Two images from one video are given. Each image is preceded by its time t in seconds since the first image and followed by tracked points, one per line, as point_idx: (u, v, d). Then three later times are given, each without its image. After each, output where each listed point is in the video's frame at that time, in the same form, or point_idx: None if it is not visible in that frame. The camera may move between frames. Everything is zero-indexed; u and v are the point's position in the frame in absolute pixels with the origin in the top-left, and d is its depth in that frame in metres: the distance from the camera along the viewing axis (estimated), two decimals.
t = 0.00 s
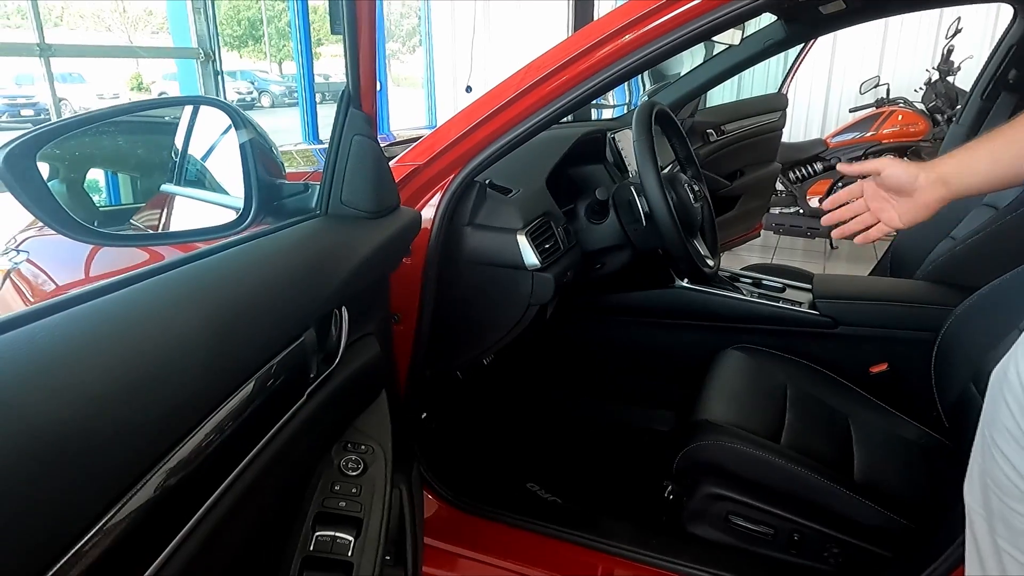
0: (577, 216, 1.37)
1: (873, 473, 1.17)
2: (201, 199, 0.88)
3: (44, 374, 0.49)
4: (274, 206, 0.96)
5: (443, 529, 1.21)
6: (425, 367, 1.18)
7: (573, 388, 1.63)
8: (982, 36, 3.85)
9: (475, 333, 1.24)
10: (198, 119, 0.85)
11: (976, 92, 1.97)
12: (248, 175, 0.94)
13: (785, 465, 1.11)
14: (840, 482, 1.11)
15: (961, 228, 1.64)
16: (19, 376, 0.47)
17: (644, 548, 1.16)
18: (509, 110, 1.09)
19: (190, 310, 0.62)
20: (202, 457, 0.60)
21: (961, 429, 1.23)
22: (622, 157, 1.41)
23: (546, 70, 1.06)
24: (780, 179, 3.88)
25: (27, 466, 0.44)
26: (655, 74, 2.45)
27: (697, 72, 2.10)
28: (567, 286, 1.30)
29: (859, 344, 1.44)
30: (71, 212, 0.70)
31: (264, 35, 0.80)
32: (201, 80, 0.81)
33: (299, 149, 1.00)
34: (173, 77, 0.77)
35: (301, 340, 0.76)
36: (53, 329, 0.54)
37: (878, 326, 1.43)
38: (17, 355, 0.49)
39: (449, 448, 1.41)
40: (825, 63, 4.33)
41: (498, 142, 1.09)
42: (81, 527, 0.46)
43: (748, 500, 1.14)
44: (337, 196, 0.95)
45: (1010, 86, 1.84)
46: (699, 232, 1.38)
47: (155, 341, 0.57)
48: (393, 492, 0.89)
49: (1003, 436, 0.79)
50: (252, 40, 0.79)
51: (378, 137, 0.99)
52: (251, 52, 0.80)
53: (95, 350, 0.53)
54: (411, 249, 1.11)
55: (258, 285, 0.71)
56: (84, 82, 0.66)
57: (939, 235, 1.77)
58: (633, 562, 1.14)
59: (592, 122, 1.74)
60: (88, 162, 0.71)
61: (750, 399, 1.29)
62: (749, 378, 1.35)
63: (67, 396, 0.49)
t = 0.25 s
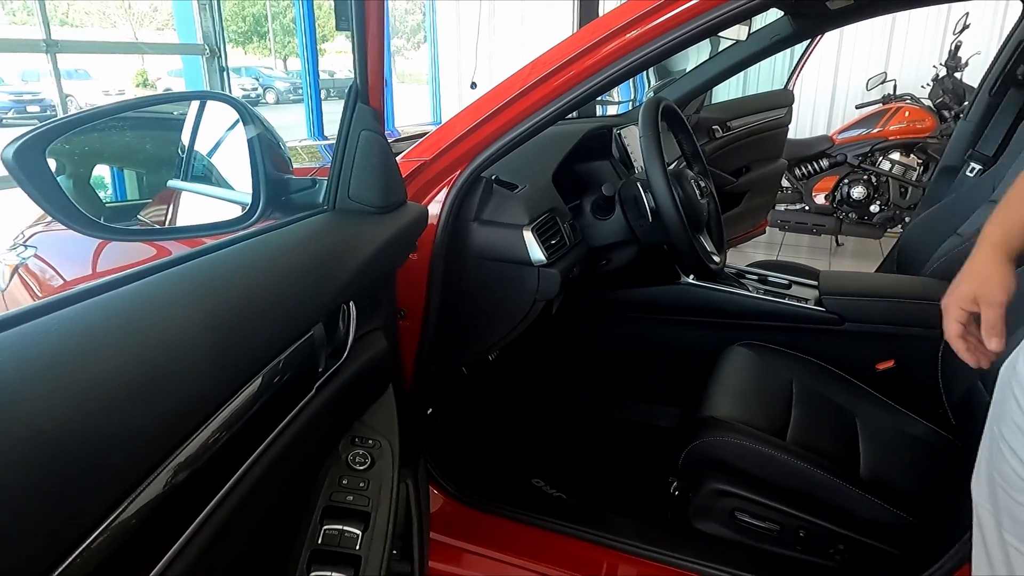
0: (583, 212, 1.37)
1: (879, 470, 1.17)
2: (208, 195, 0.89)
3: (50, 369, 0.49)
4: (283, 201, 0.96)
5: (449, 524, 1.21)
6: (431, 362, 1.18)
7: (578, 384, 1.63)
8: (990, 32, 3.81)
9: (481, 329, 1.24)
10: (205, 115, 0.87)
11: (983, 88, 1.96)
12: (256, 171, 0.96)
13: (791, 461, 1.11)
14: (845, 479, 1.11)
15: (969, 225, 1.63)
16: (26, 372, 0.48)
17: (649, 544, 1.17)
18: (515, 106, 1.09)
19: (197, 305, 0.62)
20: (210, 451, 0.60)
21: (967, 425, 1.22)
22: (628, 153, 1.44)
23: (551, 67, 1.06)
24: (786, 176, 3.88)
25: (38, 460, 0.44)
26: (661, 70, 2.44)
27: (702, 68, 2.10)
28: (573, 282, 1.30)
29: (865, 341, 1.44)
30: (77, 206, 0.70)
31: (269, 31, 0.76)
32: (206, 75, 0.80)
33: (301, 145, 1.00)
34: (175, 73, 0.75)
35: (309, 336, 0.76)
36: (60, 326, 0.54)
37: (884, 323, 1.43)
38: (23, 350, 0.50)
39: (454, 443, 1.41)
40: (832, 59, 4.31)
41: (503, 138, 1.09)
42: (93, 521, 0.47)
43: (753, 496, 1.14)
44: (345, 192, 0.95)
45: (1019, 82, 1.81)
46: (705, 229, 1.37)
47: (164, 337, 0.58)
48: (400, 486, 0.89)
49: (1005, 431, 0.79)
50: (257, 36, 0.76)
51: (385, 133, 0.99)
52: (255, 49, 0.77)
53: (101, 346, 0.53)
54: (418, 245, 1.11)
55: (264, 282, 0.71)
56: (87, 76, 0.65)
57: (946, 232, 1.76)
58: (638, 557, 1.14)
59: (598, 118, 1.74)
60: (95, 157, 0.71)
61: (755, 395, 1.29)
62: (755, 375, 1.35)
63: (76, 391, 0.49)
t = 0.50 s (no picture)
0: (590, 213, 1.37)
1: (886, 472, 1.17)
2: (216, 196, 0.90)
3: (66, 367, 0.50)
4: (295, 202, 0.97)
5: (456, 524, 1.22)
6: (438, 362, 1.19)
7: (585, 385, 1.64)
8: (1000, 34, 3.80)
9: (488, 330, 1.25)
10: (216, 118, 0.88)
11: (993, 91, 1.95)
12: (266, 171, 0.96)
13: (798, 462, 1.12)
14: (853, 481, 1.11)
15: (978, 227, 1.63)
16: (40, 369, 0.49)
17: (655, 544, 1.17)
18: (523, 109, 1.09)
19: (208, 306, 0.63)
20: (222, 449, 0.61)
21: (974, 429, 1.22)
22: (635, 155, 1.44)
23: (559, 70, 1.07)
24: (794, 177, 3.88)
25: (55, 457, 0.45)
26: (669, 72, 2.44)
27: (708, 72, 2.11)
28: (580, 283, 1.31)
29: (873, 343, 1.44)
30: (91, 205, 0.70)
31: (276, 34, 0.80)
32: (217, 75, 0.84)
33: (310, 147, 1.02)
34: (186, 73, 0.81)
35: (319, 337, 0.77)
36: (75, 325, 0.55)
37: (892, 325, 1.42)
38: (42, 350, 0.51)
39: (461, 443, 1.42)
40: (841, 60, 4.30)
41: (511, 141, 1.10)
42: (107, 517, 0.47)
43: (760, 497, 1.14)
44: (355, 193, 0.96)
45: None
46: (713, 231, 1.38)
47: (175, 337, 0.58)
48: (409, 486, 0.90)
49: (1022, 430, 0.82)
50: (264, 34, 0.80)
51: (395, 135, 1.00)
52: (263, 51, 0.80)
53: (116, 344, 0.54)
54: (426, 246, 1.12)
55: (274, 283, 0.72)
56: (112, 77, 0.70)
57: (956, 234, 1.76)
58: (644, 558, 1.15)
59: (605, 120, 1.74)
60: (107, 158, 0.72)
61: (763, 397, 1.29)
62: (762, 377, 1.35)
63: (94, 388, 0.50)
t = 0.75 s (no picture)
0: (594, 212, 1.38)
1: (888, 470, 1.17)
2: (224, 194, 0.92)
3: (77, 363, 0.52)
4: (303, 199, 0.98)
5: (462, 519, 1.23)
6: (444, 359, 1.20)
7: (589, 382, 1.65)
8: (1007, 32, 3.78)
9: (493, 327, 1.26)
10: (224, 117, 0.90)
11: (998, 89, 1.95)
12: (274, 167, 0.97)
13: (800, 459, 1.12)
14: (855, 478, 1.11)
15: (983, 226, 1.63)
16: (52, 366, 0.51)
17: (658, 540, 1.18)
18: (527, 108, 1.10)
19: (215, 302, 0.65)
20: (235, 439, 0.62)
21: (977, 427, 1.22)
22: (639, 154, 1.43)
23: (564, 69, 1.08)
24: (799, 176, 3.88)
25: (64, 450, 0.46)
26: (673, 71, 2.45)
27: (716, 69, 2.12)
28: (584, 281, 1.31)
29: (876, 342, 1.44)
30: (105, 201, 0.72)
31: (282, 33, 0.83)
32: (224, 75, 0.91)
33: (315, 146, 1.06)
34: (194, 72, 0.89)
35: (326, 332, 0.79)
36: (85, 322, 0.57)
37: (895, 324, 1.43)
38: (52, 348, 0.52)
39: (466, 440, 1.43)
40: (846, 59, 4.29)
41: (516, 140, 1.11)
42: (122, 506, 0.49)
43: (762, 494, 1.14)
44: (362, 191, 0.97)
45: None
46: (716, 229, 1.38)
47: (185, 333, 0.60)
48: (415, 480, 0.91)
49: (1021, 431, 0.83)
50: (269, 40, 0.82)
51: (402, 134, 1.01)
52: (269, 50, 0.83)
53: (127, 341, 0.56)
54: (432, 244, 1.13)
55: (278, 280, 0.73)
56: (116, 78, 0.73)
57: (960, 233, 1.76)
58: (647, 553, 1.16)
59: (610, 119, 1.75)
60: (117, 156, 0.74)
61: (765, 395, 1.29)
62: (765, 375, 1.35)
63: (105, 383, 0.52)
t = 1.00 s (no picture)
0: (597, 212, 1.40)
1: (888, 468, 1.19)
2: (232, 195, 0.92)
3: (88, 361, 0.54)
4: (311, 199, 1.00)
5: (466, 516, 1.25)
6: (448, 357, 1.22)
7: (591, 381, 1.66)
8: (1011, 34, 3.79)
9: (497, 326, 1.27)
10: (231, 118, 0.91)
11: (1000, 91, 1.96)
12: (283, 168, 0.99)
13: (800, 456, 1.14)
14: (855, 477, 1.13)
15: (984, 227, 1.64)
16: (65, 364, 0.53)
17: (659, 536, 1.19)
18: (532, 110, 1.12)
19: (223, 301, 0.67)
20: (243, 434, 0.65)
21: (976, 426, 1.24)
22: (642, 155, 1.44)
23: (567, 71, 1.10)
24: (803, 177, 3.88)
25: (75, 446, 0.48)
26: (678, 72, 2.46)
27: (717, 72, 2.11)
28: (587, 280, 1.33)
29: (877, 342, 1.45)
30: (118, 201, 0.74)
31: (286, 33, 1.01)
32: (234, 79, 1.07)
33: (322, 147, 1.05)
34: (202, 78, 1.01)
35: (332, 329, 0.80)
36: (97, 319, 0.59)
37: (895, 324, 1.44)
38: (64, 345, 0.54)
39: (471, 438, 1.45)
40: (850, 60, 4.30)
41: (519, 141, 1.13)
42: (138, 495, 0.51)
43: (763, 491, 1.15)
44: (369, 191, 0.99)
45: None
46: (718, 230, 1.39)
47: (193, 332, 0.62)
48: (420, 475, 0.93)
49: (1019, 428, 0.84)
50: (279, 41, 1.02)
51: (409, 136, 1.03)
52: (273, 49, 1.00)
53: (139, 339, 0.58)
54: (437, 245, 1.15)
55: (286, 279, 0.75)
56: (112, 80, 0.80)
57: (961, 234, 1.77)
58: (648, 550, 1.17)
59: (614, 119, 1.77)
60: (128, 157, 0.75)
61: (766, 394, 1.31)
62: (766, 374, 1.37)
63: (115, 382, 0.54)
